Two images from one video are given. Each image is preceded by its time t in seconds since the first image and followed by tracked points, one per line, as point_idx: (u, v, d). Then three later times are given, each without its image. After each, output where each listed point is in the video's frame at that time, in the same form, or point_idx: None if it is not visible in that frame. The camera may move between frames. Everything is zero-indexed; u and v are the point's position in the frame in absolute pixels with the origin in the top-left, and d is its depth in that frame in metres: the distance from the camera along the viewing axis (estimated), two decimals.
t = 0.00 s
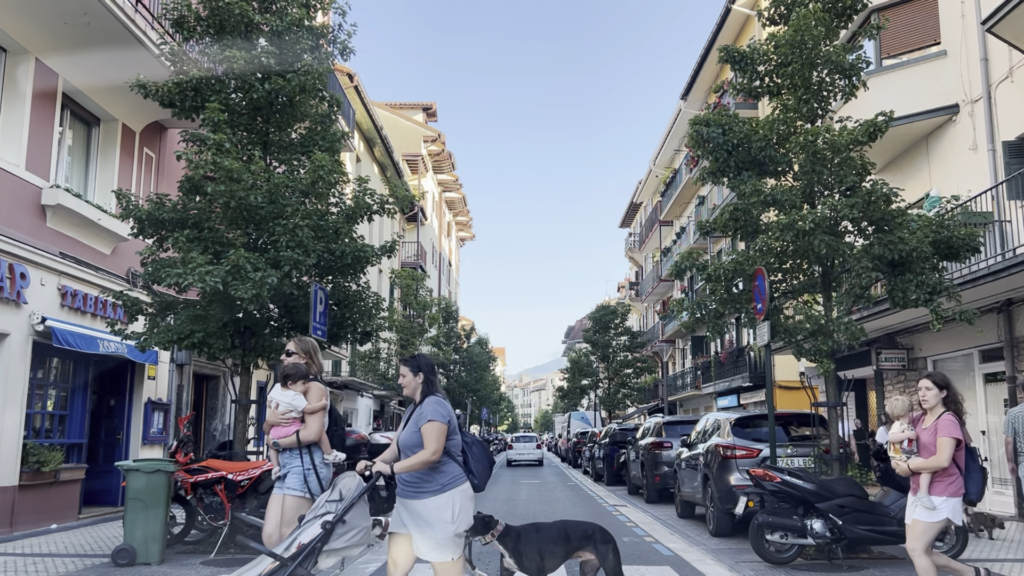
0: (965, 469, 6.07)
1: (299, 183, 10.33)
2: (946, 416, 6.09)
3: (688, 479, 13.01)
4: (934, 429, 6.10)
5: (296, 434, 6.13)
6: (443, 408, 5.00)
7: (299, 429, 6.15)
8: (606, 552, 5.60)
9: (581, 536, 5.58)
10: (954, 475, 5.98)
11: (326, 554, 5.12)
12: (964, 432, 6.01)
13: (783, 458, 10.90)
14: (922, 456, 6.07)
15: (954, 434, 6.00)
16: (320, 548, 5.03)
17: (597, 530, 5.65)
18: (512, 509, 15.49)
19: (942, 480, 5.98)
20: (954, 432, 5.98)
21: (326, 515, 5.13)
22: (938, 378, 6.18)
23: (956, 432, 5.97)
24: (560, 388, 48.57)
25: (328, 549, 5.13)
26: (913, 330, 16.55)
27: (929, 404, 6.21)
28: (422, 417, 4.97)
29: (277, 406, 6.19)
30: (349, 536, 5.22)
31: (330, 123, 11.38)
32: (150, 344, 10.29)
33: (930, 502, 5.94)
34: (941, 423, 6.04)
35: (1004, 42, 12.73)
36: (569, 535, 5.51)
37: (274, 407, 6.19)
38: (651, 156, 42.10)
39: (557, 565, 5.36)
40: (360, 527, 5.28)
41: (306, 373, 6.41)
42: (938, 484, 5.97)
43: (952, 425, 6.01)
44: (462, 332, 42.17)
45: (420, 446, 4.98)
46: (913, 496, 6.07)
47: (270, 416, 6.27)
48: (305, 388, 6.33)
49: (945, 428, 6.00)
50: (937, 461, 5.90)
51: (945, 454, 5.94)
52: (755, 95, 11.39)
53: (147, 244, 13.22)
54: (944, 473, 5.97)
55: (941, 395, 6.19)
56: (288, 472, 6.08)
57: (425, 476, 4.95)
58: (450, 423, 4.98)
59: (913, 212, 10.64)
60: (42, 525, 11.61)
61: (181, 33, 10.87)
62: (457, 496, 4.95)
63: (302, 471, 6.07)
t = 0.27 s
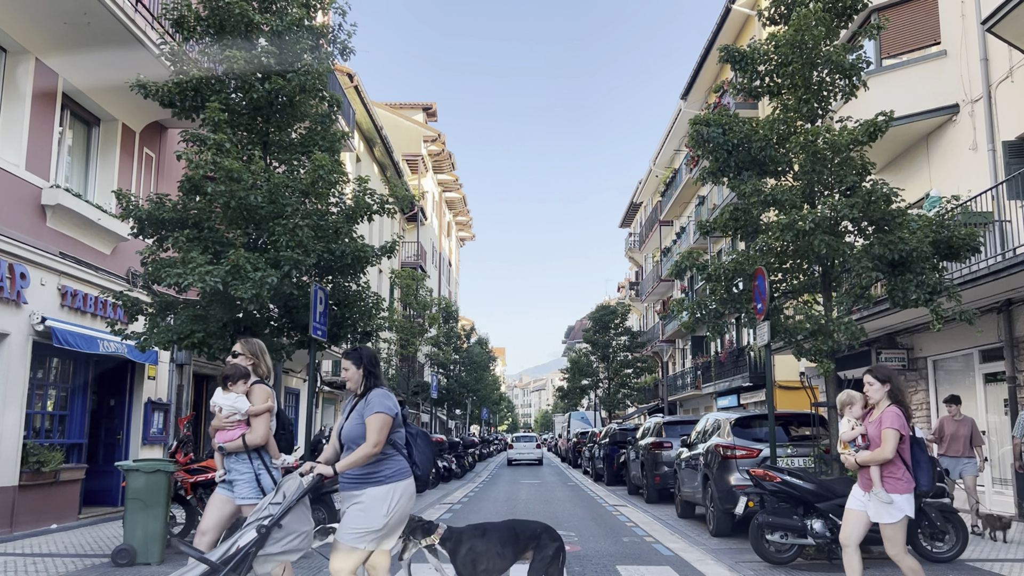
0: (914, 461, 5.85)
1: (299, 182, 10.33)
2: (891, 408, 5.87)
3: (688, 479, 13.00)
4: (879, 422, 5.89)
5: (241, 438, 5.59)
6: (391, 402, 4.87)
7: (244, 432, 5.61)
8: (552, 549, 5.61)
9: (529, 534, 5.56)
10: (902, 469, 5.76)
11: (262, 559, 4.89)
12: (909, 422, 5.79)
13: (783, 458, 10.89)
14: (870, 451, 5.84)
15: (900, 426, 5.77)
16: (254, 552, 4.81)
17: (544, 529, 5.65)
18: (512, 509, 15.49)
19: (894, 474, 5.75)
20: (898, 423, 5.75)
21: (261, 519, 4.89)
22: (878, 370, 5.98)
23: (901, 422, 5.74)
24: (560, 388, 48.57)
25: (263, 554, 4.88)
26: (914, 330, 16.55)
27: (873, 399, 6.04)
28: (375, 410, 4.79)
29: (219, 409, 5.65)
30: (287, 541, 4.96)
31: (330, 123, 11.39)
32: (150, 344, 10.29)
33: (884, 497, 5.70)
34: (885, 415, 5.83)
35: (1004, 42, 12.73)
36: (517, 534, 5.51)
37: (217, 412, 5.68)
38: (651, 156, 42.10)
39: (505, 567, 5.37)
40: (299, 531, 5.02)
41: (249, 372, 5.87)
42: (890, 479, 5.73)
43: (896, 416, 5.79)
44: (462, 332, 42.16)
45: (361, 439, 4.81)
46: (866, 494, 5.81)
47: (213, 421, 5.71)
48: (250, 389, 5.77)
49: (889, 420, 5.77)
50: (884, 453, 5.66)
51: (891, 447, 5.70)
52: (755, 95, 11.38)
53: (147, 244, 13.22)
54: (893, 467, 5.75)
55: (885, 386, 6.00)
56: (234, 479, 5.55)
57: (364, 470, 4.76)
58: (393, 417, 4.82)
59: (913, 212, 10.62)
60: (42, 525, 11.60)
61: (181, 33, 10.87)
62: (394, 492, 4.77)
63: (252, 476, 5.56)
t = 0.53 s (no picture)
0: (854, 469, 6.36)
1: (299, 182, 10.33)
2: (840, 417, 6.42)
3: (688, 479, 13.00)
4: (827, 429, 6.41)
5: (184, 431, 5.35)
6: (329, 410, 4.63)
7: (187, 425, 5.37)
8: (499, 550, 5.41)
9: (472, 536, 5.37)
10: (845, 475, 6.26)
11: (184, 565, 4.65)
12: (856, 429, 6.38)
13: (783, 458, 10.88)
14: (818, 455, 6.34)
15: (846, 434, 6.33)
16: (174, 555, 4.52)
17: (489, 529, 5.45)
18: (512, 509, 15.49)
19: (837, 479, 6.24)
20: (847, 430, 6.31)
21: (185, 522, 4.64)
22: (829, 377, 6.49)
23: (850, 430, 6.27)
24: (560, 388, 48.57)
25: (184, 559, 4.63)
26: (914, 330, 16.55)
27: (823, 405, 6.56)
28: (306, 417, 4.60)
29: (161, 399, 5.34)
30: (210, 547, 4.70)
31: (330, 123, 11.39)
32: (149, 344, 10.29)
33: (826, 500, 6.16)
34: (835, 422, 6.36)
35: (1004, 42, 12.73)
36: (460, 536, 5.31)
37: (158, 402, 5.35)
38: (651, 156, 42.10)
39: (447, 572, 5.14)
40: (225, 538, 4.78)
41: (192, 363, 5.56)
42: (834, 483, 6.22)
43: (846, 424, 6.33)
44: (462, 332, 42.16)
45: (297, 447, 4.59)
46: (811, 496, 6.26)
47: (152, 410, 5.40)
48: (191, 381, 5.49)
49: (839, 427, 6.30)
50: (832, 458, 6.15)
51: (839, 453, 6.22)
52: (755, 95, 11.38)
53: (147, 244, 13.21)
54: (838, 473, 6.24)
55: (834, 395, 6.53)
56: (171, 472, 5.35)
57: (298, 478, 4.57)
58: (331, 426, 4.60)
59: (913, 212, 10.62)
60: (42, 525, 11.60)
61: (181, 33, 10.86)
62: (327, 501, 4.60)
63: (188, 473, 5.35)
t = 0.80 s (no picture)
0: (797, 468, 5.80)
1: (299, 182, 10.32)
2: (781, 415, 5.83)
3: (688, 479, 13.01)
4: (768, 427, 5.85)
5: (135, 424, 5.30)
6: (258, 401, 4.38)
7: (138, 418, 5.32)
8: (445, 557, 5.27)
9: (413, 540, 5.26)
10: (786, 477, 5.71)
11: (101, 565, 4.55)
12: (798, 429, 5.76)
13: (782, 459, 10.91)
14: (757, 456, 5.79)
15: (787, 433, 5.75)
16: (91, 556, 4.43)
17: (432, 533, 5.34)
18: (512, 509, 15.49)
19: (777, 481, 5.70)
20: (787, 429, 5.73)
21: (103, 522, 4.50)
22: (771, 375, 5.94)
23: (792, 429, 5.70)
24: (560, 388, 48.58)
25: (102, 559, 4.54)
26: (914, 330, 16.55)
27: (766, 404, 5.99)
28: (232, 410, 4.34)
29: (109, 393, 5.25)
30: (128, 545, 4.63)
31: (330, 123, 11.39)
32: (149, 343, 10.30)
33: (763, 503, 5.66)
34: (775, 421, 5.79)
35: (1004, 41, 12.73)
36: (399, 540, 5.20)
37: (106, 395, 5.26)
38: (651, 156, 42.10)
39: None
40: (145, 535, 4.71)
41: (136, 355, 5.53)
42: (772, 485, 5.69)
43: (786, 423, 5.76)
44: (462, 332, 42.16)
45: (229, 440, 4.36)
46: (748, 498, 5.77)
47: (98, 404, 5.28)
48: (136, 373, 5.49)
49: (779, 425, 5.76)
50: (770, 460, 5.61)
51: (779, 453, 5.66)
52: (755, 94, 11.37)
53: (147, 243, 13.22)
54: (777, 474, 5.70)
55: (777, 392, 5.95)
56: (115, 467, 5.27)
57: (236, 474, 4.35)
58: (262, 415, 4.36)
59: (913, 212, 10.62)
60: (42, 525, 11.60)
61: (181, 33, 10.85)
62: (270, 494, 4.38)
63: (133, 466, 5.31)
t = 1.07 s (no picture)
0: (736, 464, 5.64)
1: (299, 182, 10.32)
2: (717, 409, 5.64)
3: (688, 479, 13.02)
4: (704, 422, 5.67)
5: (69, 427, 4.97)
6: (181, 404, 4.09)
7: (72, 421, 4.98)
8: (384, 557, 5.23)
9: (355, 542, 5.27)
10: (723, 472, 5.57)
11: (20, 567, 4.46)
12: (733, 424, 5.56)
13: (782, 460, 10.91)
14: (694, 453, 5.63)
15: (723, 428, 5.57)
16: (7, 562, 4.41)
17: (375, 534, 5.32)
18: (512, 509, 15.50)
19: (713, 476, 5.56)
20: (720, 426, 5.53)
21: (19, 522, 4.45)
22: (709, 370, 5.70)
23: (726, 425, 5.52)
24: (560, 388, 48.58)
25: (20, 563, 4.46)
26: (914, 330, 16.55)
27: (703, 399, 5.79)
28: (152, 415, 4.05)
29: (43, 393, 4.91)
30: (48, 548, 4.53)
31: (330, 123, 11.39)
32: (149, 344, 10.30)
33: (700, 499, 5.53)
34: (710, 416, 5.61)
35: (1004, 42, 12.73)
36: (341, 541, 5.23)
37: (40, 395, 4.92)
38: (651, 156, 42.10)
39: None
40: (67, 537, 4.61)
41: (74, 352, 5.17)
42: (708, 482, 5.56)
43: (721, 418, 5.58)
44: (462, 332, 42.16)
45: (150, 447, 4.07)
46: (686, 494, 5.64)
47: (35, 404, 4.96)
48: (74, 372, 5.11)
49: (714, 422, 5.57)
50: (704, 457, 5.46)
51: (714, 450, 5.51)
52: (755, 94, 11.37)
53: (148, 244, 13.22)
54: (714, 471, 5.56)
55: (715, 386, 5.75)
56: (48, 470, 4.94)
57: (160, 482, 4.06)
58: (185, 419, 4.07)
59: (913, 212, 10.62)
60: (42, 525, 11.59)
61: (181, 33, 10.85)
62: (199, 503, 4.09)
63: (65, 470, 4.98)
